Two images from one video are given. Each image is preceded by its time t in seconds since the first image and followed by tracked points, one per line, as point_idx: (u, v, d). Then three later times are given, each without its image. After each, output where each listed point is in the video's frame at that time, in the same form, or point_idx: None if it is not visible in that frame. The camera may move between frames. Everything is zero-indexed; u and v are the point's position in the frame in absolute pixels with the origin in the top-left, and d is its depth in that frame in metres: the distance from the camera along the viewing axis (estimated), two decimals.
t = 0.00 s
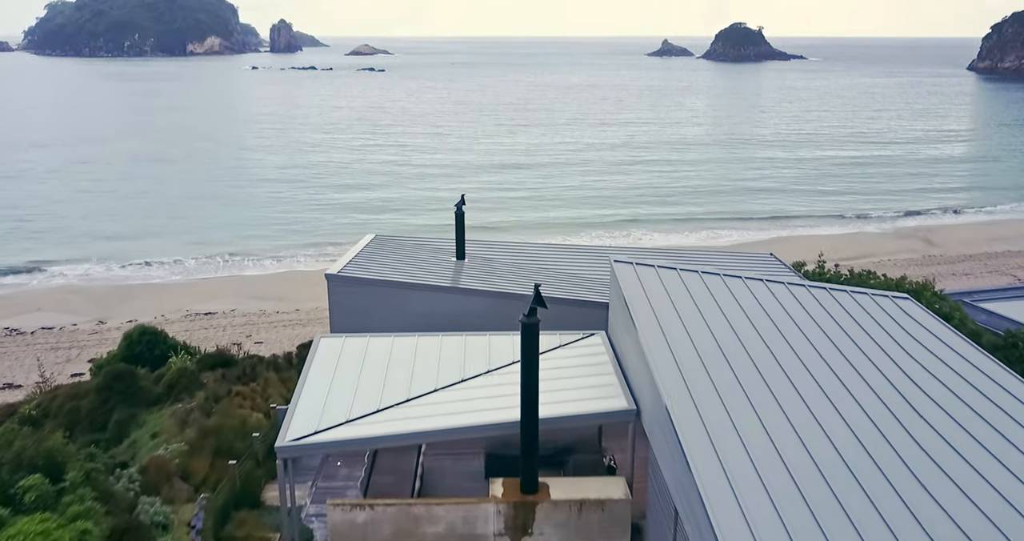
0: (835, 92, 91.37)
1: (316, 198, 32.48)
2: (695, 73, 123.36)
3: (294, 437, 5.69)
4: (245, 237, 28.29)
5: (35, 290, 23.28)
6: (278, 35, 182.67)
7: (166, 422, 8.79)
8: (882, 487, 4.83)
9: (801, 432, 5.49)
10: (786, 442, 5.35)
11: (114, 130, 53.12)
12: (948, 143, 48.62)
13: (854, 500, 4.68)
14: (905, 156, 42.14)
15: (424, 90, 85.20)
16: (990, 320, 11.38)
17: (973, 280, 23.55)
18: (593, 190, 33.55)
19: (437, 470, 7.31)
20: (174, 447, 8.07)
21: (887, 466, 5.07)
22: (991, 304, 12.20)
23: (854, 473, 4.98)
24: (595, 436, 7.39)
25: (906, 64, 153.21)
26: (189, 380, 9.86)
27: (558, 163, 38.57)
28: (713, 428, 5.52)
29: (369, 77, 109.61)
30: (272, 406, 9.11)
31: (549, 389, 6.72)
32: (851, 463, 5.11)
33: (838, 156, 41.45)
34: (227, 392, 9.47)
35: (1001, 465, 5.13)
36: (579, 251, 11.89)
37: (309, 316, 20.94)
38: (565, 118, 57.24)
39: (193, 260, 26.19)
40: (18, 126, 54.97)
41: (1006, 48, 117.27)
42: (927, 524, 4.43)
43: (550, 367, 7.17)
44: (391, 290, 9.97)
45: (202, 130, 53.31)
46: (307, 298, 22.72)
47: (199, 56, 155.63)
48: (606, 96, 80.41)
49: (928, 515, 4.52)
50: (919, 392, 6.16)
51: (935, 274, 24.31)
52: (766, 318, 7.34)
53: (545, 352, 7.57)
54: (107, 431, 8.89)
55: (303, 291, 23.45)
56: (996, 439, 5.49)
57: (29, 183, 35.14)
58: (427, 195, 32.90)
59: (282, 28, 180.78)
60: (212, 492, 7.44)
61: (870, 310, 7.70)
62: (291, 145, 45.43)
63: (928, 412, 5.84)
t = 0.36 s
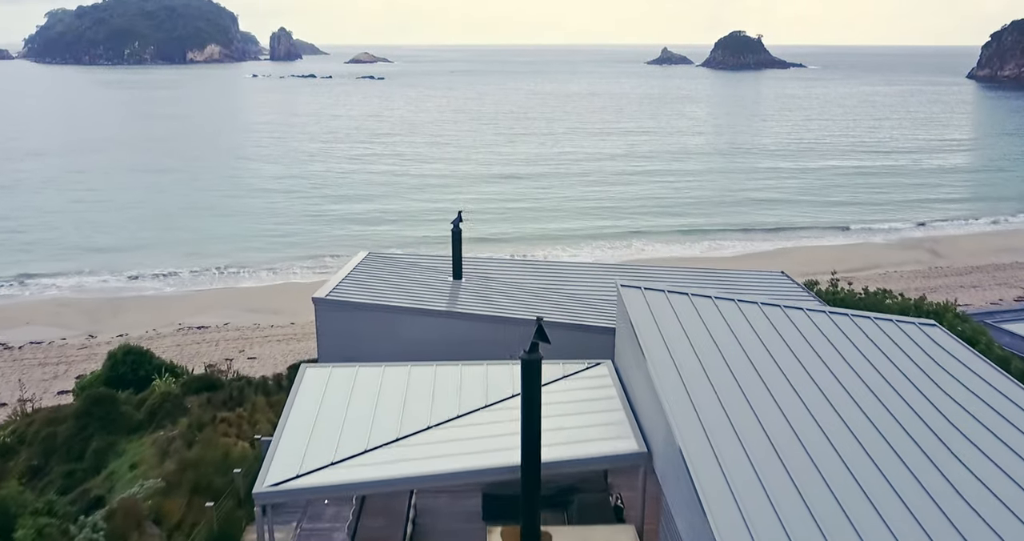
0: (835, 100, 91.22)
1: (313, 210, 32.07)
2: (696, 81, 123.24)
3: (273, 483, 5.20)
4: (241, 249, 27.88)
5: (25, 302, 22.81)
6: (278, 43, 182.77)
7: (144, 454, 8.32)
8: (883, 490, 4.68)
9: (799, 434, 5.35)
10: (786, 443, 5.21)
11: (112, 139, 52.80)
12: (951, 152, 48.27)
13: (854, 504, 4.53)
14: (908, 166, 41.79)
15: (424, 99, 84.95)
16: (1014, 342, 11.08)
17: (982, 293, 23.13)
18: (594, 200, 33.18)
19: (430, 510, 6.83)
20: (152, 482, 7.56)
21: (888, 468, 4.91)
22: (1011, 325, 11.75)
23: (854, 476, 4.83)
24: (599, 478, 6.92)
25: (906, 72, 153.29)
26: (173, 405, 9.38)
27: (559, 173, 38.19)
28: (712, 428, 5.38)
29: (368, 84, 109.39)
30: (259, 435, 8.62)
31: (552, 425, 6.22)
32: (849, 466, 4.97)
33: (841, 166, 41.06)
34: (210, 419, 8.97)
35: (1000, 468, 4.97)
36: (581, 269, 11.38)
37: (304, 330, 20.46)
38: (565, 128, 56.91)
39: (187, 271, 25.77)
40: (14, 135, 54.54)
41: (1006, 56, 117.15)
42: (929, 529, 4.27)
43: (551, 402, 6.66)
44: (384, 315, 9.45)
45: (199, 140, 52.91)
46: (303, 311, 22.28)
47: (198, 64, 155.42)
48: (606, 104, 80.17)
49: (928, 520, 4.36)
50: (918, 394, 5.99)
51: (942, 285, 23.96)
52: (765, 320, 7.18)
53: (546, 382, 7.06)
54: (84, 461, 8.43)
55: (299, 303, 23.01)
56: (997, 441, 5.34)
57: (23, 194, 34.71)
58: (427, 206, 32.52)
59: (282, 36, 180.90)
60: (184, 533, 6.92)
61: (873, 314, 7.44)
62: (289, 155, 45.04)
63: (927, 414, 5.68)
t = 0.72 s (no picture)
0: (836, 109, 91.00)
1: (310, 220, 31.63)
2: (695, 88, 122.99)
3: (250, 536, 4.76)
4: (238, 260, 27.48)
5: (14, 316, 22.32)
6: (278, 51, 182.55)
7: (120, 487, 7.85)
8: (880, 489, 4.65)
9: (797, 432, 5.32)
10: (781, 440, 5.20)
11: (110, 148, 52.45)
12: (954, 161, 47.89)
13: (853, 503, 4.50)
14: (911, 175, 41.42)
15: (423, 106, 84.63)
16: None
17: (990, 305, 22.65)
18: (595, 211, 32.77)
19: None
20: (125, 523, 7.06)
21: (886, 467, 4.88)
22: None
23: (852, 475, 4.80)
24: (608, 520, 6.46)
25: (905, 80, 153.22)
26: (153, 432, 8.92)
27: (559, 183, 37.81)
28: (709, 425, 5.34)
29: (367, 93, 109.17)
30: (242, 466, 8.16)
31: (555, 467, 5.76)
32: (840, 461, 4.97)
33: (844, 176, 40.65)
34: (192, 448, 8.51)
35: (993, 465, 4.95)
36: (584, 289, 10.91)
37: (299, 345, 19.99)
38: (565, 136, 56.56)
39: (182, 283, 25.36)
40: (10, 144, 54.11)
41: (1005, 64, 116.99)
42: (928, 528, 4.24)
43: (554, 440, 6.20)
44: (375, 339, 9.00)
45: (196, 149, 52.55)
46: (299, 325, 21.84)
47: (198, 72, 155.23)
48: (606, 113, 79.84)
49: (926, 519, 4.34)
50: (917, 390, 5.94)
51: (950, 297, 23.55)
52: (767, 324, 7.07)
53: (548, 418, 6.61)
54: (57, 493, 7.96)
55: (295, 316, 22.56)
56: (990, 437, 5.32)
57: (16, 205, 34.25)
58: (425, 217, 32.12)
59: (282, 43, 180.68)
60: None
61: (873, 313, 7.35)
62: (286, 164, 44.66)
63: (920, 408, 5.66)
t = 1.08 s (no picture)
0: (836, 117, 90.80)
1: (308, 231, 31.21)
2: (696, 96, 122.84)
3: None
4: (234, 272, 27.05)
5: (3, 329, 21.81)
6: (278, 59, 182.54)
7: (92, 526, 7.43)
8: (880, 489, 4.72)
9: (797, 433, 5.38)
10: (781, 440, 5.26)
11: (107, 158, 52.14)
12: (958, 171, 47.48)
13: (853, 505, 4.56)
14: (915, 185, 41.07)
15: (423, 115, 84.33)
16: None
17: (1000, 318, 22.17)
18: (597, 222, 32.36)
19: None
20: None
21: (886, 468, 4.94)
22: None
23: (853, 475, 4.87)
24: None
25: (905, 88, 153.29)
26: (132, 463, 8.50)
27: (560, 193, 37.43)
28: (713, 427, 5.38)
29: (367, 101, 108.90)
30: (223, 502, 7.75)
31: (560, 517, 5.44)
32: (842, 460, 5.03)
33: (848, 186, 40.25)
34: (170, 481, 8.09)
35: (990, 462, 5.02)
36: (586, 311, 10.43)
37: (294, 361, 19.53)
38: (565, 146, 56.19)
39: (176, 296, 24.94)
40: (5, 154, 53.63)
41: (1005, 71, 116.97)
42: (927, 528, 4.31)
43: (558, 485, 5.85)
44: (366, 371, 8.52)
45: (194, 158, 52.15)
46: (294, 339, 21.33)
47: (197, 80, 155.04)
48: (607, 121, 79.57)
49: (926, 519, 4.39)
50: (916, 391, 5.97)
51: (959, 309, 23.12)
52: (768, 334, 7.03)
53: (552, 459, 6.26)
54: (26, 530, 7.54)
55: (290, 330, 22.06)
56: (984, 435, 5.38)
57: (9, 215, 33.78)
58: (425, 228, 31.70)
59: (282, 52, 180.79)
60: None
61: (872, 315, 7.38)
62: (284, 174, 44.25)
63: (915, 407, 5.72)
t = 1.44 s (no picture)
0: (838, 125, 90.48)
1: (305, 243, 30.74)
2: (695, 105, 122.58)
3: None
4: (229, 285, 26.59)
5: None
6: (278, 67, 182.60)
7: None
8: (878, 486, 4.89)
9: (796, 432, 5.53)
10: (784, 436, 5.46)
11: (105, 168, 51.70)
12: (962, 180, 47.02)
13: (852, 502, 4.71)
14: (919, 195, 40.67)
15: (422, 123, 83.89)
16: None
17: (1013, 331, 21.61)
18: (598, 234, 31.99)
19: None
20: None
21: (882, 466, 5.11)
22: None
23: (850, 473, 5.03)
24: None
25: (904, 96, 153.18)
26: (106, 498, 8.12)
27: (561, 204, 37.05)
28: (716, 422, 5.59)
29: (366, 109, 108.59)
30: None
31: None
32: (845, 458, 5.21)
33: (851, 196, 39.78)
34: (145, 520, 7.70)
35: (986, 460, 5.19)
36: (589, 336, 9.93)
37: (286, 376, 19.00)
38: (565, 155, 55.76)
39: (170, 310, 24.52)
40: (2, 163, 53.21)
41: (1005, 79, 116.87)
42: (925, 525, 4.47)
43: None
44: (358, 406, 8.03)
45: (192, 168, 51.75)
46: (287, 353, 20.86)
47: (197, 88, 154.89)
48: (607, 130, 79.23)
49: (926, 519, 4.53)
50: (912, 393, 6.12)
51: (969, 322, 22.61)
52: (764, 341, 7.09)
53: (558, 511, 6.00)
54: None
55: (284, 343, 21.60)
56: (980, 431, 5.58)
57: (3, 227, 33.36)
58: (424, 239, 31.31)
59: (282, 60, 180.86)
60: None
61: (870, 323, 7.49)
62: (282, 184, 43.87)
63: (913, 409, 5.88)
